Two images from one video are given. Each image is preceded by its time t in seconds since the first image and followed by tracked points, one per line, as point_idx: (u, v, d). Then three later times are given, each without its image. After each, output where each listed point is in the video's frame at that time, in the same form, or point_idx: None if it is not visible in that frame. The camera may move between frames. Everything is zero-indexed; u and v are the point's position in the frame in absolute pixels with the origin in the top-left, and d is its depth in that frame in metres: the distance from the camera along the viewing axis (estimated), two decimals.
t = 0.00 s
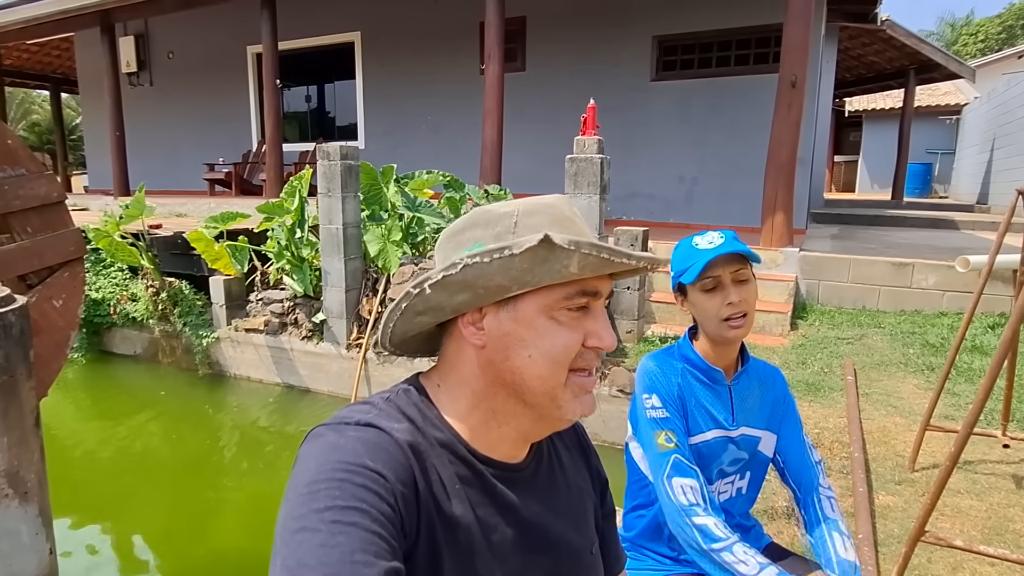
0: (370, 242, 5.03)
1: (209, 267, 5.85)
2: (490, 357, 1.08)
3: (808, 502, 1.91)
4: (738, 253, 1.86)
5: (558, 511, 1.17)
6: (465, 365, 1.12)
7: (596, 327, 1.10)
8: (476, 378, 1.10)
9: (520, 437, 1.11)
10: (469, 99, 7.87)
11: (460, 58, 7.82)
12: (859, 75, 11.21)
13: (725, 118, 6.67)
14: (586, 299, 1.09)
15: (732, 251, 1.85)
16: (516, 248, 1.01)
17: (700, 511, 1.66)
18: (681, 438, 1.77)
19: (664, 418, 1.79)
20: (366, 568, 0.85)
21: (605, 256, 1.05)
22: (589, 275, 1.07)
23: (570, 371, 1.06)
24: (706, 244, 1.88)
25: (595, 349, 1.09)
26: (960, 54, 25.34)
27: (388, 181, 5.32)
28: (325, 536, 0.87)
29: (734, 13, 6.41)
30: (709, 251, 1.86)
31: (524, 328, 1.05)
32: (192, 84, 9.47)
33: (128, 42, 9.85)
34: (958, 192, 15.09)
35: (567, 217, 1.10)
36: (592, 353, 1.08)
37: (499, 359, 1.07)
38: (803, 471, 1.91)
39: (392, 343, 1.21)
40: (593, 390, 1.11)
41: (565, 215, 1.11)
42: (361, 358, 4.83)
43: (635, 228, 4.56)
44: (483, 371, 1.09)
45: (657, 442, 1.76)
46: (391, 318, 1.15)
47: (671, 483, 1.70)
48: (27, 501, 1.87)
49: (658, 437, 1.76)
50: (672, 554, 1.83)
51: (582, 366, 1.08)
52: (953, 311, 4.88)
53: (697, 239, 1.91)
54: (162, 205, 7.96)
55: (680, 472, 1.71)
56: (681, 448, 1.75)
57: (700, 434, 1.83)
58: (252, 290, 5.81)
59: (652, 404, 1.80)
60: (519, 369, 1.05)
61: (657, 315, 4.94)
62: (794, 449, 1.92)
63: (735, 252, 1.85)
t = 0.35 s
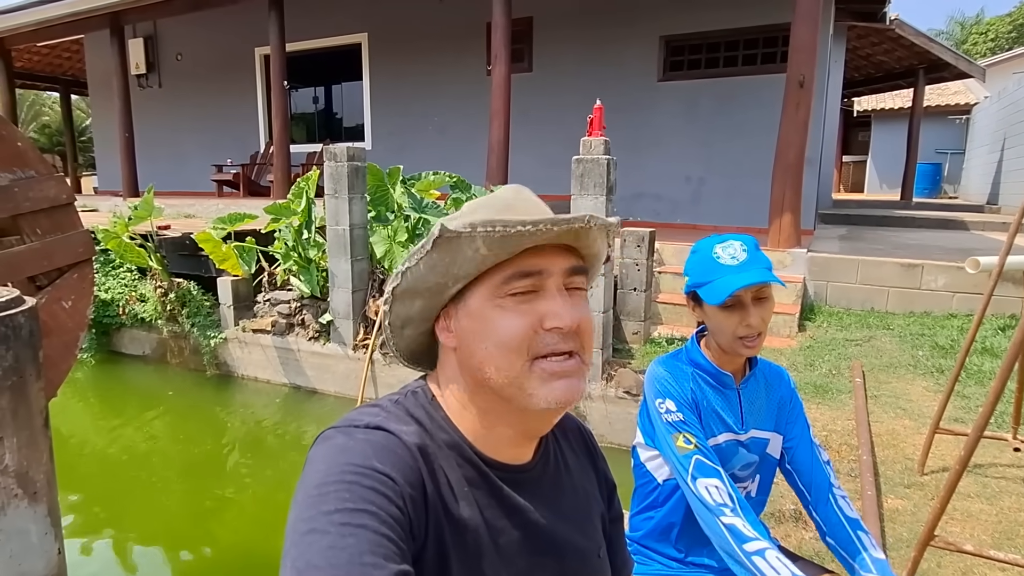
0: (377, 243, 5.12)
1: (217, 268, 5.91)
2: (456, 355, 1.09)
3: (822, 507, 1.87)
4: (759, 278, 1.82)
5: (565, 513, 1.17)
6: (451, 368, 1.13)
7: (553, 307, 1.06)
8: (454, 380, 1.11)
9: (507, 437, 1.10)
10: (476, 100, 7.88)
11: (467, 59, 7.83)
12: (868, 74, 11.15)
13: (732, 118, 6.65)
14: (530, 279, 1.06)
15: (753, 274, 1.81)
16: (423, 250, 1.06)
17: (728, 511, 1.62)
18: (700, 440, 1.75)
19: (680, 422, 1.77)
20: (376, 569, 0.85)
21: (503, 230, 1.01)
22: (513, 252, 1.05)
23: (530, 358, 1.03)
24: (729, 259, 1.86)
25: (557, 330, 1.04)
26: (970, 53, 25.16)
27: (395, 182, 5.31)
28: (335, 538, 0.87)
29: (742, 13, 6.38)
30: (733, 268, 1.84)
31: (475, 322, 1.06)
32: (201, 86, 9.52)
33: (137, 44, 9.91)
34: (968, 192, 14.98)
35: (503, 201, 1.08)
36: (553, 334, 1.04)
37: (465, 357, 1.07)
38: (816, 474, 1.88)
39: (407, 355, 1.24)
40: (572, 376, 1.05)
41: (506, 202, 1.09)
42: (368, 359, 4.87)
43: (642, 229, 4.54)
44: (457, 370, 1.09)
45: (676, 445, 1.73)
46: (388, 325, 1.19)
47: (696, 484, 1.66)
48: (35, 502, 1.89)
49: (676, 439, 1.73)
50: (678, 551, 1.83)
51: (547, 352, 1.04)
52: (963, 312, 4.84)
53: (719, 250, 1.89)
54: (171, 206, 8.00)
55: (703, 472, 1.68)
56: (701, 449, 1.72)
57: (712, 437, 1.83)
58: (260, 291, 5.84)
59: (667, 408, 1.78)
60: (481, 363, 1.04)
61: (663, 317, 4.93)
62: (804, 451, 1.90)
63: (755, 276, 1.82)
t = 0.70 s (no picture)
0: (381, 245, 5.14)
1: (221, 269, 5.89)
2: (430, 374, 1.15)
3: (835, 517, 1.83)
4: (750, 271, 1.82)
5: (569, 517, 1.16)
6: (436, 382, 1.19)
7: (502, 342, 1.08)
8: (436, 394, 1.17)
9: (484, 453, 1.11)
10: (481, 102, 7.88)
11: (471, 61, 7.83)
12: (874, 76, 11.11)
13: (738, 119, 6.63)
14: (478, 313, 1.09)
15: (744, 267, 1.82)
16: (379, 282, 1.16)
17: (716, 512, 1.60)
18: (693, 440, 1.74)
19: (672, 421, 1.77)
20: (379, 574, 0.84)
21: (416, 276, 1.06)
22: (449, 292, 1.08)
23: (483, 389, 1.07)
24: (723, 253, 1.86)
25: (503, 366, 1.07)
26: (975, 54, 25.08)
27: (399, 184, 5.31)
28: (338, 542, 0.86)
29: (748, 15, 6.37)
30: (726, 262, 1.83)
31: (437, 347, 1.12)
32: (206, 87, 9.53)
33: (142, 46, 9.94)
34: (974, 194, 14.91)
35: (456, 226, 1.12)
36: (503, 368, 1.07)
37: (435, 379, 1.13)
38: (827, 486, 1.85)
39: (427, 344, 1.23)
40: (525, 410, 1.07)
41: (464, 225, 1.12)
42: (372, 361, 4.86)
43: (647, 231, 4.53)
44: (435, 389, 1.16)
45: (667, 443, 1.73)
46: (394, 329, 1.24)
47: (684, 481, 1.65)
48: (41, 505, 1.88)
49: (668, 437, 1.73)
50: (680, 556, 1.81)
51: (496, 384, 1.07)
52: (969, 316, 4.82)
53: (714, 246, 1.89)
54: (176, 208, 8.02)
55: (693, 471, 1.66)
56: (692, 448, 1.71)
57: (707, 439, 1.82)
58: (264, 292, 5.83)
59: (660, 407, 1.79)
60: (443, 387, 1.11)
61: (668, 319, 4.92)
62: (816, 462, 1.87)
63: (747, 269, 1.82)
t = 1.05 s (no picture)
0: (384, 246, 5.11)
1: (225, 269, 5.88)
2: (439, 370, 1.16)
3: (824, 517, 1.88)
4: (743, 275, 1.80)
5: (578, 510, 1.16)
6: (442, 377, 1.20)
7: (512, 335, 1.09)
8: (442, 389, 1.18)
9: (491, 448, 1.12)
10: (484, 103, 7.89)
11: (474, 62, 7.85)
12: (876, 78, 11.11)
13: (741, 121, 6.63)
14: (488, 308, 1.10)
15: (736, 271, 1.79)
16: (388, 279, 1.17)
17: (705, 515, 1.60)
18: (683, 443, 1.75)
19: (664, 424, 1.78)
20: (386, 566, 0.85)
21: (428, 272, 1.07)
22: (460, 286, 1.09)
23: (493, 381, 1.08)
24: (718, 255, 1.83)
25: (514, 359, 1.08)
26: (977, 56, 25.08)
27: (403, 185, 5.33)
28: (345, 535, 0.87)
29: (750, 16, 6.37)
30: (720, 264, 1.81)
31: (445, 342, 1.12)
32: (210, 88, 9.56)
33: (146, 47, 9.97)
34: (976, 196, 14.91)
35: (464, 223, 1.12)
36: (513, 361, 1.08)
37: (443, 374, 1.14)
38: (818, 487, 1.87)
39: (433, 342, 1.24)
40: (534, 402, 1.08)
41: (473, 221, 1.12)
42: (375, 360, 4.87)
43: (650, 232, 4.53)
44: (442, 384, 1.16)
45: (658, 447, 1.74)
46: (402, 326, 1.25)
47: (675, 486, 1.66)
48: (48, 501, 1.90)
49: (659, 441, 1.75)
50: (677, 559, 1.82)
51: (507, 376, 1.08)
52: (972, 317, 4.82)
53: (709, 247, 1.86)
54: (179, 208, 8.04)
55: (683, 476, 1.67)
56: (682, 451, 1.72)
57: (702, 441, 1.83)
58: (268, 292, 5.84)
59: (651, 410, 1.80)
60: (451, 382, 1.11)
61: (671, 320, 4.93)
62: (811, 465, 1.88)
63: (739, 273, 1.80)
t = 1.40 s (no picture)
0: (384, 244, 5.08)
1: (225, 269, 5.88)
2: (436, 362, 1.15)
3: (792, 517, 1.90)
4: (730, 275, 1.80)
5: (575, 507, 1.16)
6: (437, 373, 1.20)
7: (508, 327, 1.09)
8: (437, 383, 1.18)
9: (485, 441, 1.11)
10: (484, 103, 7.90)
11: (475, 63, 7.85)
12: (876, 79, 11.11)
13: (741, 121, 6.63)
14: (484, 300, 1.10)
15: (724, 271, 1.79)
16: (385, 271, 1.16)
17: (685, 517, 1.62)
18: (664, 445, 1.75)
19: (645, 427, 1.77)
20: (383, 563, 0.85)
21: (426, 262, 1.06)
22: (457, 277, 1.08)
23: (488, 370, 1.08)
24: (707, 254, 1.84)
25: (510, 350, 1.08)
26: (977, 58, 25.12)
27: (402, 185, 5.33)
28: (342, 532, 0.87)
29: (750, 17, 6.38)
30: (708, 263, 1.81)
31: (441, 335, 1.12)
32: (210, 88, 9.56)
33: (146, 47, 9.97)
34: (976, 198, 14.90)
35: (461, 216, 1.12)
36: (509, 351, 1.08)
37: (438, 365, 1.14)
38: (793, 486, 1.90)
39: (429, 337, 1.24)
40: (531, 392, 1.08)
41: (470, 214, 1.12)
42: (374, 360, 4.87)
43: (650, 232, 4.53)
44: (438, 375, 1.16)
45: (639, 450, 1.74)
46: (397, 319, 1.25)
47: (657, 489, 1.67)
48: (47, 499, 1.89)
49: (641, 444, 1.74)
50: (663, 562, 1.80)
51: (503, 367, 1.08)
52: (972, 318, 4.81)
53: (698, 246, 1.87)
54: (179, 208, 8.04)
55: (665, 478, 1.69)
56: (663, 454, 1.72)
57: (684, 443, 1.82)
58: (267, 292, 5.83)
59: (633, 413, 1.79)
60: (447, 374, 1.11)
61: (670, 320, 4.93)
62: (788, 466, 1.89)
63: (727, 273, 1.80)
